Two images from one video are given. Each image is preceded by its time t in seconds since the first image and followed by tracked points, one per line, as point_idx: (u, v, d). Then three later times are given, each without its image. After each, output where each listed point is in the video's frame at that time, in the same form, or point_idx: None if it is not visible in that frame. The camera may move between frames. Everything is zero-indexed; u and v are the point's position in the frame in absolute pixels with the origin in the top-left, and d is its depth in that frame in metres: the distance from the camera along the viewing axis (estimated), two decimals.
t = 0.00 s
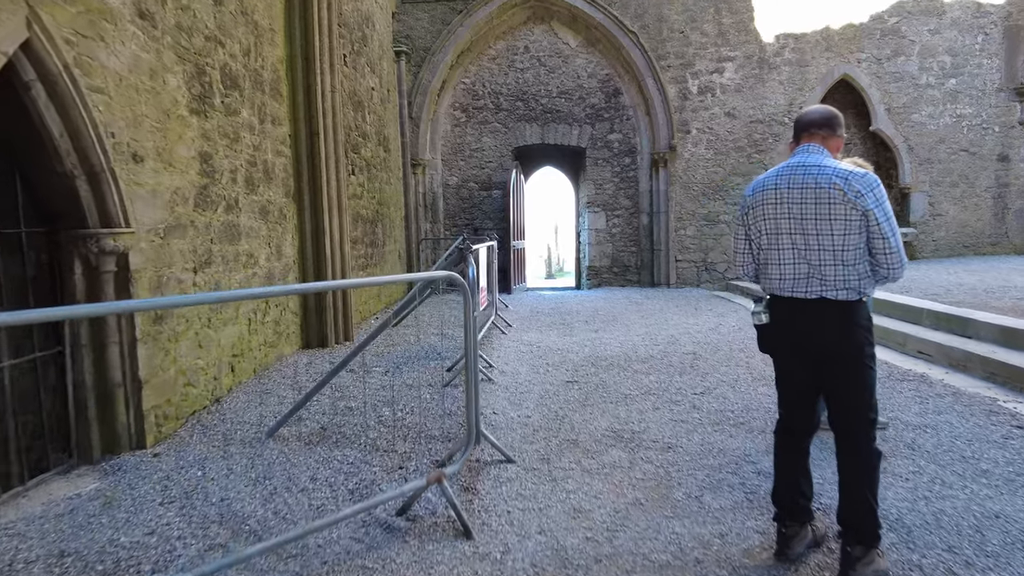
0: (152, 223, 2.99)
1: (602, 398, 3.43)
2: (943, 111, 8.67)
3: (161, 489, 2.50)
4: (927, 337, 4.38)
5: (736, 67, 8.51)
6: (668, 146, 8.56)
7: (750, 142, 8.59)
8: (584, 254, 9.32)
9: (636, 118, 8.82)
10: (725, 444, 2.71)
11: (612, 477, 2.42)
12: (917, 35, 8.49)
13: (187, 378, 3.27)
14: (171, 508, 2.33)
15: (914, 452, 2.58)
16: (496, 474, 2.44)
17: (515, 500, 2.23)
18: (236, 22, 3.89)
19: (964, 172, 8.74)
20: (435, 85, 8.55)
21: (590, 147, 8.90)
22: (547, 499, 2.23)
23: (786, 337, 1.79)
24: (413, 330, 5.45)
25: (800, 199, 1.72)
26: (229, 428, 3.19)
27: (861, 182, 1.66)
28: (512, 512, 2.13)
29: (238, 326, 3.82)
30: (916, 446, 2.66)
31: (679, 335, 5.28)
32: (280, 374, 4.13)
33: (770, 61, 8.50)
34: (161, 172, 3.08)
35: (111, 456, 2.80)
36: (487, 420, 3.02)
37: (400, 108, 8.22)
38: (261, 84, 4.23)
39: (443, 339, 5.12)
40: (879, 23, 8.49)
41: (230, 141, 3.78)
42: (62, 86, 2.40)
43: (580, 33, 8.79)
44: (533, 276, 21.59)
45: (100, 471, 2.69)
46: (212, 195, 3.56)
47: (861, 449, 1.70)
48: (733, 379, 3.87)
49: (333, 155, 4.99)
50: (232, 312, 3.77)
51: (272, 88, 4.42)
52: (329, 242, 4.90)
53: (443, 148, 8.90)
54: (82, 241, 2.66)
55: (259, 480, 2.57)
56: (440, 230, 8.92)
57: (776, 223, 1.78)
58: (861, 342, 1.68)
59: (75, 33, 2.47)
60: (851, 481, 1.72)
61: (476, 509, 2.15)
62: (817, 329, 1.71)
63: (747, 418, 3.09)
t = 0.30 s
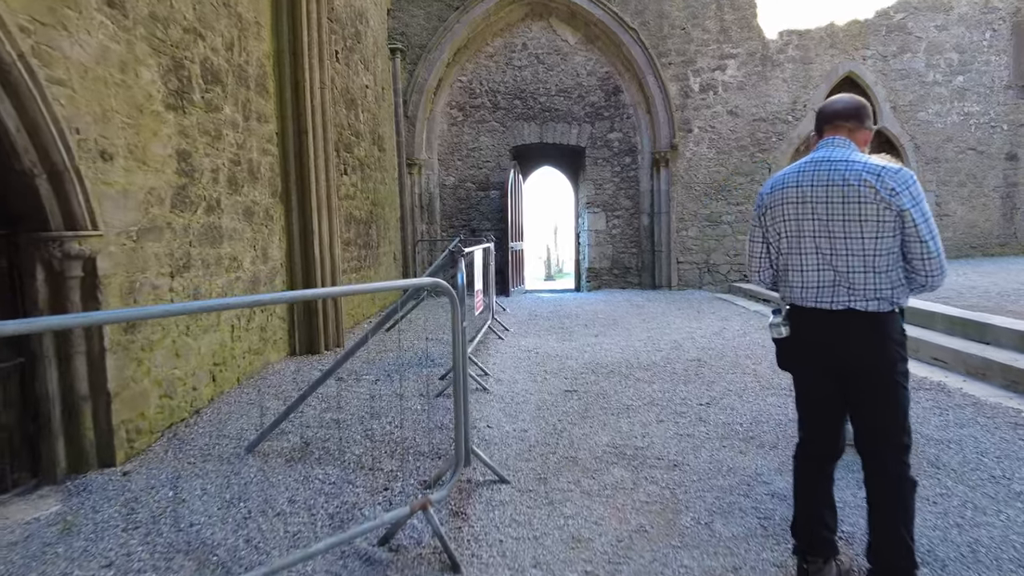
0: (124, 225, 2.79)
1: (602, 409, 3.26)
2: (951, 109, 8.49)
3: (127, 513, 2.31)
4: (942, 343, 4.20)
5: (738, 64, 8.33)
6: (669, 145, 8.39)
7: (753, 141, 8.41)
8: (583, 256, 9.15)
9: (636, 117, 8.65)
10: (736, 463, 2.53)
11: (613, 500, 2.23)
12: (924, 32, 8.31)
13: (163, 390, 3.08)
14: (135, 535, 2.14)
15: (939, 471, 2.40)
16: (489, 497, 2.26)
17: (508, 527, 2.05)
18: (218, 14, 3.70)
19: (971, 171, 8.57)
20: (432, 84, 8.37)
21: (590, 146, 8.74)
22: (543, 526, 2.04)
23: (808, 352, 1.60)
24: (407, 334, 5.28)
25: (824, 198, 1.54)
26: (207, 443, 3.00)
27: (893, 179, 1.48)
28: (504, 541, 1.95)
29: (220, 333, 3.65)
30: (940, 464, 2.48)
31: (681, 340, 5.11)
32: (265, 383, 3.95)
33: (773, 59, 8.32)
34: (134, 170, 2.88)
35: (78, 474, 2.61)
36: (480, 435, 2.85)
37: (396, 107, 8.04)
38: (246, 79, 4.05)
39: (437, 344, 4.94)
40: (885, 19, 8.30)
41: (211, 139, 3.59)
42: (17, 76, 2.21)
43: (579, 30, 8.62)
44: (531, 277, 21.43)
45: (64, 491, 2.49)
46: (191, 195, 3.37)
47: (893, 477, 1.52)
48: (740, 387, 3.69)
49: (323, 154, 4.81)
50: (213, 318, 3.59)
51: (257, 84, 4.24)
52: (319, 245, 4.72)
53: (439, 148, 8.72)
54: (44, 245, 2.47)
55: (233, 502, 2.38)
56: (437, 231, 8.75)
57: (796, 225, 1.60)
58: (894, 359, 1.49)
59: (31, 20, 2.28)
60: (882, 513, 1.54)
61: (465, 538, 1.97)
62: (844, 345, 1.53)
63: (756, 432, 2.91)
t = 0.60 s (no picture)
0: (98, 226, 2.60)
1: (608, 421, 3.07)
2: (960, 107, 8.30)
3: (95, 538, 2.13)
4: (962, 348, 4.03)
5: (743, 62, 8.16)
6: (672, 145, 8.23)
7: (758, 141, 8.24)
8: (585, 258, 8.99)
9: (639, 116, 8.51)
10: (754, 482, 2.35)
11: (623, 525, 2.05)
12: (933, 28, 8.13)
13: (142, 401, 2.89)
14: (100, 565, 1.96)
15: (975, 491, 2.22)
16: (487, 521, 2.08)
17: (509, 557, 1.86)
18: (203, 4, 3.52)
19: (981, 170, 8.40)
20: (430, 82, 8.20)
21: (591, 146, 8.59)
22: (546, 556, 1.86)
23: (844, 368, 1.42)
24: (403, 339, 5.11)
25: (863, 195, 1.36)
26: (189, 457, 2.82)
27: (947, 173, 1.30)
28: (503, 574, 1.76)
29: (205, 340, 3.47)
30: (975, 483, 2.29)
31: (687, 345, 4.94)
32: (254, 392, 3.77)
33: (778, 56, 8.15)
34: (109, 168, 2.69)
35: (48, 494, 2.42)
36: (478, 450, 2.68)
37: (393, 106, 7.88)
38: (233, 74, 3.87)
39: (435, 349, 4.76)
40: (893, 16, 8.12)
41: (195, 135, 3.41)
42: None
43: (580, 28, 8.46)
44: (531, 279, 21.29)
45: (29, 513, 2.30)
46: (173, 194, 3.19)
47: (944, 510, 1.34)
48: (752, 397, 3.51)
49: (315, 153, 4.64)
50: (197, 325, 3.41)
51: (246, 79, 4.06)
52: (312, 247, 4.55)
53: (438, 148, 8.56)
54: (7, 247, 2.28)
55: (211, 525, 2.20)
56: (435, 233, 8.59)
57: (831, 225, 1.42)
58: (945, 377, 1.31)
59: None
60: (931, 551, 1.36)
61: (461, 571, 1.79)
62: (888, 361, 1.34)
63: (772, 446, 2.73)
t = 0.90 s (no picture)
0: (71, 224, 2.42)
1: (617, 433, 2.89)
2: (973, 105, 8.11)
3: (59, 565, 1.93)
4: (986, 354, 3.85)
5: (750, 58, 7.97)
6: (678, 143, 8.05)
7: (766, 139, 8.05)
8: (588, 259, 8.83)
9: (643, 114, 8.35)
10: (779, 502, 2.16)
11: (639, 553, 1.86)
12: (946, 24, 7.93)
13: (121, 410, 2.70)
14: None
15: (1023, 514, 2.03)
16: (490, 548, 1.89)
17: None
18: None
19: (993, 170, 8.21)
20: (430, 78, 8.02)
21: (595, 143, 8.43)
22: None
23: (902, 389, 1.23)
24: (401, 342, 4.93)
25: (929, 187, 1.18)
26: (170, 471, 2.63)
27: None
28: None
29: (191, 345, 3.28)
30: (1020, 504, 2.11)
31: (697, 349, 4.77)
32: (244, 400, 3.59)
33: (787, 53, 7.97)
34: (84, 161, 2.50)
35: (13, 513, 2.22)
36: (479, 466, 2.50)
37: (392, 103, 7.72)
38: (223, 65, 3.69)
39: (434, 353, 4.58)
40: (904, 11, 7.92)
41: (180, 128, 3.22)
42: None
43: (583, 23, 8.28)
44: (532, 279, 21.12)
45: None
46: (157, 190, 3.00)
47: None
48: (768, 406, 3.33)
49: (310, 148, 4.46)
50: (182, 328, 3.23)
51: (237, 71, 3.88)
52: (306, 247, 4.37)
53: (438, 146, 8.38)
54: None
55: (188, 549, 2.01)
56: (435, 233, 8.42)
57: (889, 220, 1.23)
58: None
59: None
60: None
61: None
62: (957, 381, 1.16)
63: (795, 461, 2.55)
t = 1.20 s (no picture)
0: (35, 224, 2.23)
1: (625, 449, 2.71)
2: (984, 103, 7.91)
3: None
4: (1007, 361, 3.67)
5: (757, 55, 7.79)
6: (683, 141, 7.87)
7: (772, 138, 7.86)
8: (590, 260, 8.65)
9: (647, 112, 8.17)
10: (806, 530, 1.98)
11: None
12: (957, 20, 7.73)
13: (92, 424, 2.51)
14: None
15: None
16: None
17: None
18: None
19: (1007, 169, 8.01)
20: (428, 75, 7.83)
21: (597, 142, 8.24)
22: None
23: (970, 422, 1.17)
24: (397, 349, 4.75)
25: (1008, 180, 1.12)
26: (143, 491, 2.43)
27: None
28: None
29: (171, 353, 3.09)
30: None
31: (705, 355, 4.58)
32: (229, 411, 3.40)
33: (794, 50, 7.78)
34: (50, 157, 2.31)
35: None
36: (477, 488, 2.32)
37: (390, 100, 7.54)
38: (208, 57, 3.50)
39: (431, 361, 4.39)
40: (915, 7, 7.74)
41: (161, 122, 3.03)
42: None
43: (586, 19, 8.09)
44: (533, 281, 20.94)
45: None
46: (134, 188, 2.81)
47: None
48: (785, 417, 3.14)
49: (301, 145, 4.28)
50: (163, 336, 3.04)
51: (224, 63, 3.69)
52: (297, 249, 4.19)
53: (437, 145, 8.20)
54: None
55: None
56: (434, 233, 8.23)
57: (943, 222, 1.19)
58: None
59: None
60: None
61: None
62: None
63: (819, 480, 2.36)
